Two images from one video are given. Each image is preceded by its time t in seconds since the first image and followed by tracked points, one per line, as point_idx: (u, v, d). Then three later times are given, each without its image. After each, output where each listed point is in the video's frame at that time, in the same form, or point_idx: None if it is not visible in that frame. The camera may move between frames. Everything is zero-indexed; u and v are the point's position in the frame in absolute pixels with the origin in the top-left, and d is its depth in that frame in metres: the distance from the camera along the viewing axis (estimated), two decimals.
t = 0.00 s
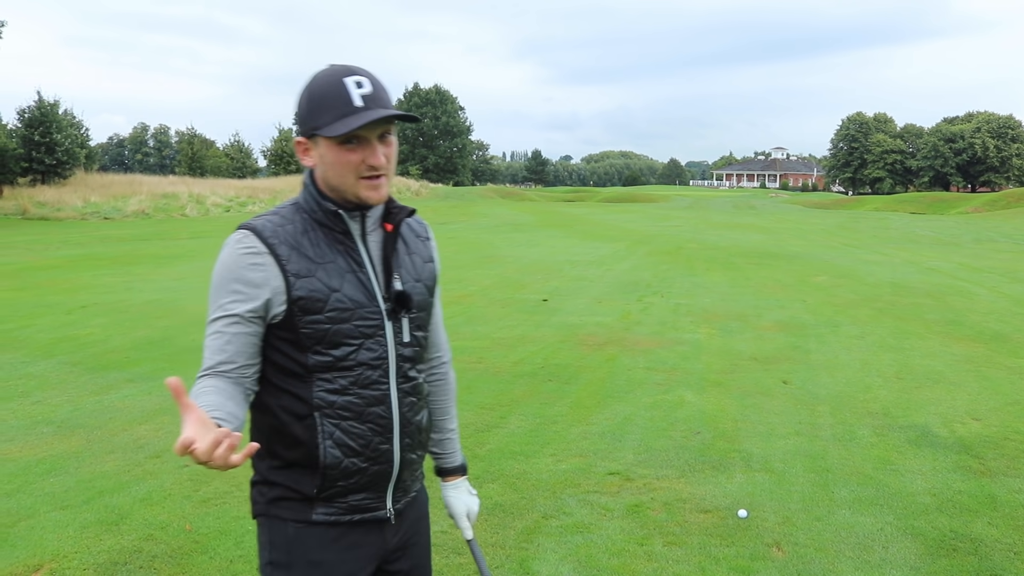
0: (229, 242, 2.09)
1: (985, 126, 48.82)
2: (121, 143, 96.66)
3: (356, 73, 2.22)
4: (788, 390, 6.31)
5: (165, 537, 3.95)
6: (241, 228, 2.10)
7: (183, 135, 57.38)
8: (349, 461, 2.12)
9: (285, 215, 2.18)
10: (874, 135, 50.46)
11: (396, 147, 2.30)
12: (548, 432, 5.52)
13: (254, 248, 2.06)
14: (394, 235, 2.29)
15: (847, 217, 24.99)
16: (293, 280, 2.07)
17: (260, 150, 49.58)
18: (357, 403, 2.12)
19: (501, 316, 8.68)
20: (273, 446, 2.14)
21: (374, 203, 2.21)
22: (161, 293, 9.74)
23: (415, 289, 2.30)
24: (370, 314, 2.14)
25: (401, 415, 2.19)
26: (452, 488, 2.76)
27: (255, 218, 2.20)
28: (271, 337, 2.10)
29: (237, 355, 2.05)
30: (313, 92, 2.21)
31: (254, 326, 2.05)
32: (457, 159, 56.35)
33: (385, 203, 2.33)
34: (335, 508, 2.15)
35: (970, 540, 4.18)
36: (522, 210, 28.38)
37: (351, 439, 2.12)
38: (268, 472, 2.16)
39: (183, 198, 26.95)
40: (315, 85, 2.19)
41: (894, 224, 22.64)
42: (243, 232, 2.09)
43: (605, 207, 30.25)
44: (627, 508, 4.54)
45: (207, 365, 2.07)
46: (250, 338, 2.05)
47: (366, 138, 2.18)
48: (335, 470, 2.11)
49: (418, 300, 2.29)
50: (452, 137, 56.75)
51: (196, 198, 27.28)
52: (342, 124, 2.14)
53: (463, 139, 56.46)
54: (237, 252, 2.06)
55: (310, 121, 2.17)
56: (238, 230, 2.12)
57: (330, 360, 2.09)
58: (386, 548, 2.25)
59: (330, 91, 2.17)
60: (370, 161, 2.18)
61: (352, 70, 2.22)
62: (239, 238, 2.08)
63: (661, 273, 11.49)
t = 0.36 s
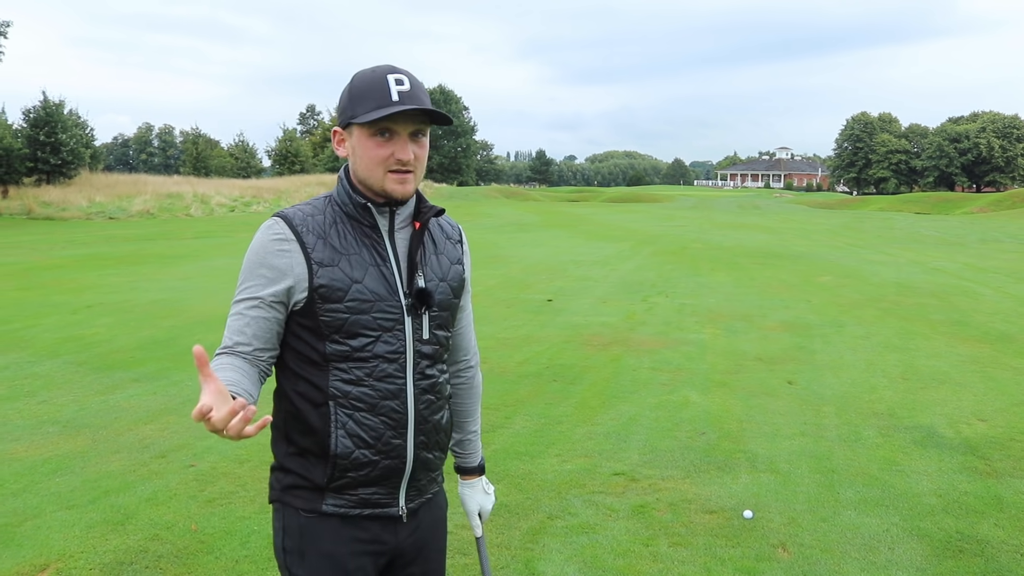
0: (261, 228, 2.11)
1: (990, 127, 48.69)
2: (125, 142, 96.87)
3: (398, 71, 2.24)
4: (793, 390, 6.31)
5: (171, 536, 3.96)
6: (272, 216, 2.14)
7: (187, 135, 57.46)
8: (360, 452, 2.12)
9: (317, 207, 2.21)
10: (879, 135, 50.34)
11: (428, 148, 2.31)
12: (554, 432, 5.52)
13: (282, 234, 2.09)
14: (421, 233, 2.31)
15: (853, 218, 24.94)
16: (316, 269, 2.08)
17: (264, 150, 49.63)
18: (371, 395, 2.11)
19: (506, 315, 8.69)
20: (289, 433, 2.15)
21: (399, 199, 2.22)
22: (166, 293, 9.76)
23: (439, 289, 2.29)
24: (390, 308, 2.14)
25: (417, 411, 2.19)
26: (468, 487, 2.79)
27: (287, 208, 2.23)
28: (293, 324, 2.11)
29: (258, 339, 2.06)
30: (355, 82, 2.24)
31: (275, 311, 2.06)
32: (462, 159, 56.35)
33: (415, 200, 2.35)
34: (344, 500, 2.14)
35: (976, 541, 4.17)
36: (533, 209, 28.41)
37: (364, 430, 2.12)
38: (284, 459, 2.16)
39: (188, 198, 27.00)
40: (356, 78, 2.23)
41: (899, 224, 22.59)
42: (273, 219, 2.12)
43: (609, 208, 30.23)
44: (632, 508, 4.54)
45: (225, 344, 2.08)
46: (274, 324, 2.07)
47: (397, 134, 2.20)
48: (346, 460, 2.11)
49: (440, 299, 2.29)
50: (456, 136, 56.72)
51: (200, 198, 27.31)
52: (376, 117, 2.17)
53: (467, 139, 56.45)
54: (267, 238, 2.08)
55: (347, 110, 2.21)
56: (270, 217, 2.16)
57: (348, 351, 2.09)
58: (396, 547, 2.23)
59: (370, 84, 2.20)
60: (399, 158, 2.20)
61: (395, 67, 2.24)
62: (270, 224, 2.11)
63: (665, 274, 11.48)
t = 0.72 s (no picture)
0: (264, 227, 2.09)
1: (997, 126, 48.53)
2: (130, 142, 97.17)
3: (424, 79, 2.26)
4: (799, 390, 6.30)
5: (177, 535, 3.96)
6: (275, 216, 2.12)
7: (193, 135, 57.54)
8: (359, 456, 2.12)
9: (320, 208, 2.19)
10: (885, 135, 50.21)
11: (440, 162, 2.31)
12: (559, 432, 5.52)
13: (285, 235, 2.07)
14: (425, 237, 2.31)
15: (859, 218, 24.89)
16: (318, 272, 2.07)
17: (270, 150, 49.68)
18: (371, 399, 2.11)
19: (511, 315, 8.69)
20: (288, 436, 2.14)
21: (401, 207, 2.22)
22: (172, 292, 9.77)
23: (440, 293, 2.30)
24: (392, 312, 2.14)
25: (416, 415, 2.19)
26: (456, 488, 2.79)
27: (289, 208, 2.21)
28: (295, 327, 2.10)
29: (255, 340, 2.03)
30: (381, 83, 2.28)
31: (276, 312, 2.04)
32: (466, 158, 56.35)
33: (420, 205, 2.35)
34: (343, 503, 2.14)
35: (983, 542, 4.17)
36: (538, 209, 28.39)
37: (363, 434, 2.12)
38: (284, 462, 2.17)
39: (194, 198, 27.03)
40: (382, 78, 2.27)
41: (905, 224, 22.54)
42: (275, 220, 2.10)
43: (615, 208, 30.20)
44: (637, 508, 4.54)
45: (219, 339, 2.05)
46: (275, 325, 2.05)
47: (409, 141, 2.22)
48: (345, 464, 2.11)
49: (441, 303, 2.29)
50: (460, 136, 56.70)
51: (206, 198, 27.34)
52: (391, 119, 2.19)
53: (471, 139, 56.44)
54: (270, 238, 2.06)
55: (367, 109, 2.25)
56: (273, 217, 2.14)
57: (348, 355, 2.09)
58: (397, 548, 2.25)
59: (392, 85, 2.23)
60: (406, 164, 2.21)
61: (422, 74, 2.26)
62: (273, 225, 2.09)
63: (671, 273, 11.47)
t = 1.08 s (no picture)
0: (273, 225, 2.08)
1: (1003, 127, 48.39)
2: (136, 143, 97.51)
3: (436, 79, 2.28)
4: (804, 391, 6.29)
5: (182, 535, 3.97)
6: (285, 215, 2.11)
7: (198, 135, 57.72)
8: (364, 457, 2.12)
9: (330, 207, 2.19)
10: (890, 135, 50.12)
11: (448, 163, 2.31)
12: (564, 432, 5.52)
13: (295, 234, 2.07)
14: (434, 239, 2.32)
15: (864, 219, 24.84)
16: (327, 273, 2.07)
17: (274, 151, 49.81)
18: (376, 401, 2.12)
19: (516, 315, 8.70)
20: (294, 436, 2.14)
21: (406, 206, 2.22)
22: (177, 292, 9.80)
23: (446, 295, 2.30)
24: (399, 314, 2.14)
25: (421, 417, 2.20)
26: (463, 491, 2.79)
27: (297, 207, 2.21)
28: (301, 327, 2.10)
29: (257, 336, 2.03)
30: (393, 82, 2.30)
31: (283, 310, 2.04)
32: (471, 159, 56.41)
33: (429, 206, 2.35)
34: (348, 504, 2.15)
35: (989, 543, 4.15)
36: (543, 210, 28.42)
37: (368, 435, 2.12)
38: (288, 462, 2.16)
39: (199, 198, 27.11)
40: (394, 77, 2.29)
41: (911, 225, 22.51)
42: (285, 219, 2.10)
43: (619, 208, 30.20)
44: (642, 508, 4.54)
45: (221, 338, 2.01)
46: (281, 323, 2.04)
47: (417, 140, 2.23)
48: (350, 465, 2.11)
49: (447, 306, 2.30)
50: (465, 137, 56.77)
51: (211, 198, 27.42)
52: (400, 117, 2.21)
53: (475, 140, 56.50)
54: (279, 237, 2.05)
55: (377, 107, 2.27)
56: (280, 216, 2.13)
57: (355, 356, 2.09)
58: (400, 547, 2.26)
59: (404, 84, 2.24)
60: (412, 163, 2.22)
61: (434, 75, 2.27)
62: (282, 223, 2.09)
63: (676, 274, 11.46)
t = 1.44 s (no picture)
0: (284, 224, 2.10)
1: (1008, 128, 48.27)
2: (142, 144, 97.88)
3: (461, 91, 2.31)
4: (807, 391, 6.28)
5: (186, 535, 3.98)
6: (293, 216, 2.12)
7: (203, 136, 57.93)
8: (359, 458, 2.13)
9: (338, 209, 2.20)
10: (895, 136, 50.04)
11: (465, 173, 2.32)
12: (567, 433, 5.53)
13: (301, 237, 2.07)
14: (442, 247, 2.32)
15: (869, 220, 24.80)
16: (329, 277, 2.07)
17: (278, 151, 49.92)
18: (374, 404, 2.12)
19: (520, 316, 8.71)
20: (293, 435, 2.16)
21: (419, 210, 2.21)
22: (182, 293, 9.83)
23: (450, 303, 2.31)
24: (400, 321, 2.15)
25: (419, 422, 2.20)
26: (469, 492, 2.80)
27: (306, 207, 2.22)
28: (305, 328, 2.11)
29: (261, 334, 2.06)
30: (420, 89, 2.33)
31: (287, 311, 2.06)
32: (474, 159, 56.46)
33: (440, 213, 2.35)
34: (344, 503, 2.16)
35: (992, 544, 4.15)
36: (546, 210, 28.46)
37: (365, 437, 2.13)
38: (287, 458, 2.18)
39: (203, 199, 27.20)
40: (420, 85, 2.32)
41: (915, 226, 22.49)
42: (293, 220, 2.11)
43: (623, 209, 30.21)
44: (645, 509, 4.54)
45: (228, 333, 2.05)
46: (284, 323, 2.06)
47: (436, 145, 2.24)
48: (345, 466, 2.12)
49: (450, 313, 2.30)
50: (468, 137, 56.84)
51: (216, 199, 27.50)
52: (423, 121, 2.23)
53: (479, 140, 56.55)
54: (285, 238, 2.07)
55: (401, 110, 2.29)
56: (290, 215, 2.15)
57: (355, 360, 2.10)
58: (396, 546, 2.26)
59: (429, 91, 2.27)
60: (430, 167, 2.22)
61: (460, 87, 2.30)
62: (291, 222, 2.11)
63: (679, 275, 11.46)
